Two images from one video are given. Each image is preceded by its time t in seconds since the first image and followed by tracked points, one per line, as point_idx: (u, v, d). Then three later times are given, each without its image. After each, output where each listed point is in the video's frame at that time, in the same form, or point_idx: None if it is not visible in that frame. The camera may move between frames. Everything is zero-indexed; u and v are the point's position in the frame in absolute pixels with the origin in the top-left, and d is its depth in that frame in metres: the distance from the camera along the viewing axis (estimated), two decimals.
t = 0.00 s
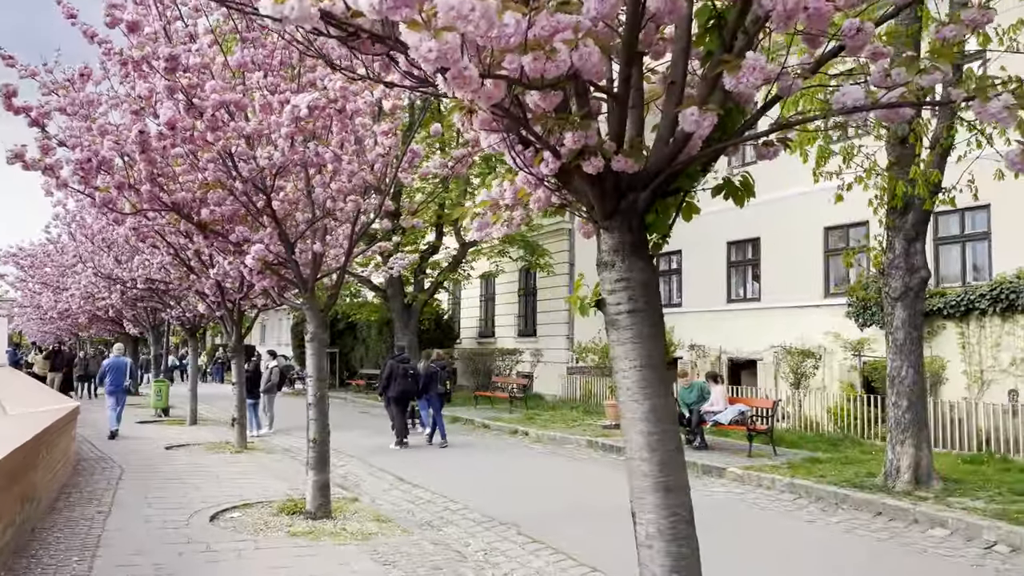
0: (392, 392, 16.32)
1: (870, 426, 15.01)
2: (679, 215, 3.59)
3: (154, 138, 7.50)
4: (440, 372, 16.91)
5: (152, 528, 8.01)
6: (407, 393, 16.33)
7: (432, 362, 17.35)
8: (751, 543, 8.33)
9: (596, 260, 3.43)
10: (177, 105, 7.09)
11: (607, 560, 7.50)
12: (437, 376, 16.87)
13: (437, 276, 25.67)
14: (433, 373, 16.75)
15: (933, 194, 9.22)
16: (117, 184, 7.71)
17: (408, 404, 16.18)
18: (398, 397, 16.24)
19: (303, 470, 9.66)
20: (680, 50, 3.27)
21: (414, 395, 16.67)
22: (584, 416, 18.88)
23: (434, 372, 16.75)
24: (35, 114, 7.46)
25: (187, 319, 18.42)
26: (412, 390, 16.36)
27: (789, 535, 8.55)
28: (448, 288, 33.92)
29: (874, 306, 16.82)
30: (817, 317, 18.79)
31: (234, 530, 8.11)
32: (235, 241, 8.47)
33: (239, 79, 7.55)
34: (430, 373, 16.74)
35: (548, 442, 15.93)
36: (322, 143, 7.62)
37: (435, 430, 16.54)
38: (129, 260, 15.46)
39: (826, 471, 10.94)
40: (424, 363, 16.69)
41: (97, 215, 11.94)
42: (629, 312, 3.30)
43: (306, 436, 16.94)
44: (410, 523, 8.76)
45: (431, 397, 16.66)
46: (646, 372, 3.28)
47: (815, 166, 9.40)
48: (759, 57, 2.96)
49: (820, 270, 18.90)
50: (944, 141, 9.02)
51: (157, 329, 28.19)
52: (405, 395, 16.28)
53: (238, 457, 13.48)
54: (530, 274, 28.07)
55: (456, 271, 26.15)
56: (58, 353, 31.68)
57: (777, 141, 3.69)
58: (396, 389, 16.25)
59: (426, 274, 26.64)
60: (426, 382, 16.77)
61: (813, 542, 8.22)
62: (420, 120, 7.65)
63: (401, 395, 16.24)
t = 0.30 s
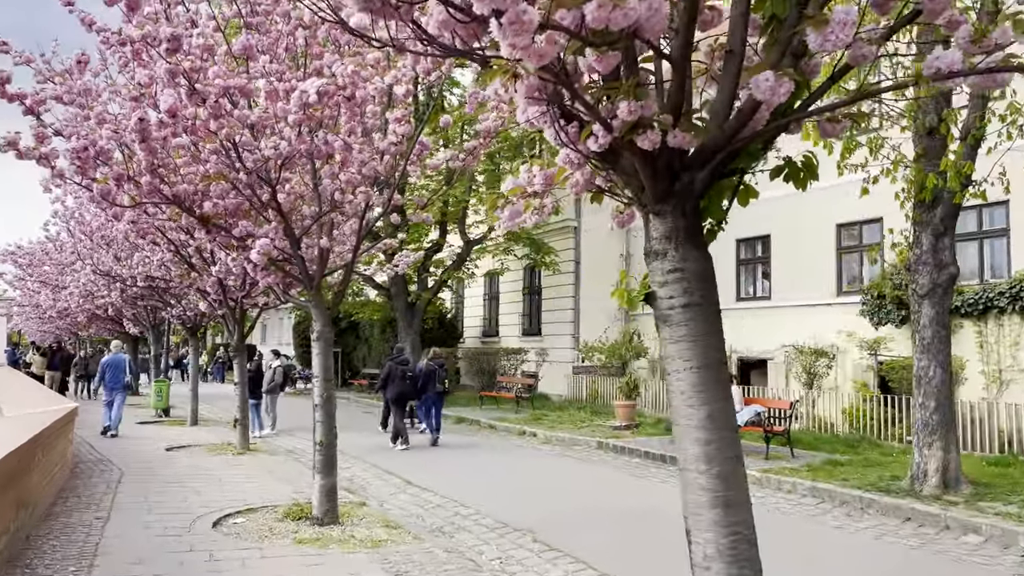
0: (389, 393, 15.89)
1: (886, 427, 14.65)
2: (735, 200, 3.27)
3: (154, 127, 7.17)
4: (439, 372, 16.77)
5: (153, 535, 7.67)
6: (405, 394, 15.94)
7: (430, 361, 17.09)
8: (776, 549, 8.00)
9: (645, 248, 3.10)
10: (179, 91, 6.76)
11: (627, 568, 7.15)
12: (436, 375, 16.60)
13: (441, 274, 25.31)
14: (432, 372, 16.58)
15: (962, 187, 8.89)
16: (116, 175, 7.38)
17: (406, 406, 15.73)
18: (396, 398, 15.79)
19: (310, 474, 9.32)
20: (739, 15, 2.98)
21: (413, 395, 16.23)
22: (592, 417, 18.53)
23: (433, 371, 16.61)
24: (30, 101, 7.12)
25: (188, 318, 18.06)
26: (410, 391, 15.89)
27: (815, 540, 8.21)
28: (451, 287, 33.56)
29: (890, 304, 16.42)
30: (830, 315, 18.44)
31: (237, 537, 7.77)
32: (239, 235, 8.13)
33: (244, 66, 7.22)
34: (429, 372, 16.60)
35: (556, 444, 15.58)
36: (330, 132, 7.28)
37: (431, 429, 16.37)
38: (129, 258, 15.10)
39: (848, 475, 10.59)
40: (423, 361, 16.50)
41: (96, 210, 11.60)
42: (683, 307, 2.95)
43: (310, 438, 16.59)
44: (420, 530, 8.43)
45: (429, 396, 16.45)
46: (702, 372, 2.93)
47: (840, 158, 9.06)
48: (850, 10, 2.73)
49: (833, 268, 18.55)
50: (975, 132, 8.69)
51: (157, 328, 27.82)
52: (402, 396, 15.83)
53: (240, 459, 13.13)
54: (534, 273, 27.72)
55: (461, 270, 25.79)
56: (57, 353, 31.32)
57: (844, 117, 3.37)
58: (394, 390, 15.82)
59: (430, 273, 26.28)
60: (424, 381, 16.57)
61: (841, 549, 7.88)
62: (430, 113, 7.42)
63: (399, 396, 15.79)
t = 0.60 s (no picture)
0: (387, 393, 15.73)
1: (904, 429, 14.31)
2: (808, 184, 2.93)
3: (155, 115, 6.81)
4: (438, 373, 16.28)
5: (151, 545, 7.32)
6: (404, 395, 15.67)
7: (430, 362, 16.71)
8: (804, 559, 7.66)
9: (707, 237, 2.77)
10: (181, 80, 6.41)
11: None
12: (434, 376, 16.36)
13: (445, 273, 24.97)
14: (428, 373, 16.08)
15: (996, 182, 8.54)
16: (114, 167, 7.03)
17: (404, 407, 15.57)
18: (393, 398, 15.66)
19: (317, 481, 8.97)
20: None
21: (412, 396, 16.00)
22: (601, 418, 18.20)
23: (429, 374, 16.07)
24: (24, 90, 6.79)
25: (189, 318, 17.74)
26: (408, 392, 15.68)
27: (846, 551, 7.84)
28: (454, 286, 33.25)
29: (906, 305, 15.98)
30: (843, 315, 18.12)
31: (241, 546, 7.42)
32: (243, 231, 7.78)
33: (249, 53, 6.87)
34: (426, 374, 16.16)
35: (566, 446, 15.25)
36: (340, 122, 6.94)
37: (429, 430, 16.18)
38: (130, 255, 14.77)
39: (871, 480, 10.25)
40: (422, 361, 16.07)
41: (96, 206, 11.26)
42: (755, 304, 2.60)
43: (313, 439, 16.25)
44: (431, 538, 8.10)
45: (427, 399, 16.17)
46: (777, 378, 2.59)
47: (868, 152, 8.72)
48: None
49: (846, 266, 18.20)
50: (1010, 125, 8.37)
51: (157, 327, 27.48)
52: (400, 397, 15.66)
53: (243, 462, 12.79)
54: (539, 271, 27.40)
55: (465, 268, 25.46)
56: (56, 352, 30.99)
57: (928, 94, 3.20)
58: (391, 390, 15.65)
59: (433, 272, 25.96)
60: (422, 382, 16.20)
61: (874, 558, 7.52)
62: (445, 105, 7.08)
63: (396, 396, 15.62)
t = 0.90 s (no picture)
0: (386, 397, 15.44)
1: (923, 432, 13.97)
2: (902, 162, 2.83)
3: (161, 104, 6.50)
4: (433, 371, 16.11)
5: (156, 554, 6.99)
6: (404, 397, 15.44)
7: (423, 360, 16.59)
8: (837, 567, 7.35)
9: (793, 225, 2.58)
10: (188, 66, 6.09)
11: None
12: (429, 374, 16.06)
13: (450, 272, 24.64)
14: (424, 373, 15.86)
15: None
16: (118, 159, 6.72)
17: (405, 409, 15.32)
18: (393, 401, 15.36)
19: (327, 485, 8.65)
20: None
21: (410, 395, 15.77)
22: (612, 420, 17.88)
23: (425, 372, 15.87)
24: (23, 77, 6.48)
25: (192, 318, 17.42)
26: (407, 394, 15.44)
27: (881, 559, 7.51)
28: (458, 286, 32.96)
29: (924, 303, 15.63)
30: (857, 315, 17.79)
31: (249, 555, 7.09)
32: (252, 227, 7.47)
33: (258, 40, 6.55)
34: (422, 373, 15.97)
35: (578, 449, 14.93)
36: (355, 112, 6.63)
37: (424, 431, 15.93)
38: (132, 253, 14.45)
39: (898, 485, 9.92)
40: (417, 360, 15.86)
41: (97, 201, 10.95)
42: (855, 301, 2.42)
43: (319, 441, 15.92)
44: (446, 547, 7.78)
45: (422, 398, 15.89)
46: (878, 384, 2.40)
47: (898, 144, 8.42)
48: None
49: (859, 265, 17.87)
50: None
51: (158, 328, 27.17)
52: (400, 400, 15.38)
53: (248, 465, 12.48)
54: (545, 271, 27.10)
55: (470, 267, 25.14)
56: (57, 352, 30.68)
57: None
58: (390, 394, 15.33)
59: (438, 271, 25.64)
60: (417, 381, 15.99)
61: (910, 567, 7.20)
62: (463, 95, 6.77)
63: (395, 399, 15.34)
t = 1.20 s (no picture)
0: (381, 396, 15.04)
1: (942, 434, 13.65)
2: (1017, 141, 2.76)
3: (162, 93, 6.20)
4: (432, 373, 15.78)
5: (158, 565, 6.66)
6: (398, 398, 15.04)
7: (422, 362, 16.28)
8: None
9: (897, 208, 2.52)
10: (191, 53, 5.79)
11: None
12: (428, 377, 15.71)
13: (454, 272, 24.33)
14: (423, 375, 15.56)
15: None
16: (117, 151, 6.41)
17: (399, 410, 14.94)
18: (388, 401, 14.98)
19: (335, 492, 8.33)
20: None
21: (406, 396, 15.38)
22: (622, 422, 17.56)
23: (424, 374, 15.60)
24: (18, 65, 6.17)
25: (194, 318, 17.11)
26: (402, 394, 15.03)
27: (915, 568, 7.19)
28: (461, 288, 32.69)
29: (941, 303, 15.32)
30: (870, 315, 17.48)
31: (255, 566, 6.76)
32: (257, 223, 7.16)
33: (265, 26, 6.25)
34: (421, 374, 15.65)
35: (588, 452, 14.61)
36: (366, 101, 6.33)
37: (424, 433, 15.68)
38: (133, 252, 14.14)
39: (924, 490, 9.60)
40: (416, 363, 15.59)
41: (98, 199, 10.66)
42: (975, 295, 2.33)
43: (322, 445, 15.59)
44: (461, 556, 7.46)
45: (421, 400, 15.58)
46: (1001, 390, 2.30)
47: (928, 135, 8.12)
48: None
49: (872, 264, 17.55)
50: None
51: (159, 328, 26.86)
52: (394, 400, 15.00)
53: (252, 469, 12.16)
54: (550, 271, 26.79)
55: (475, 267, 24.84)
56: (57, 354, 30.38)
57: None
58: (384, 394, 14.93)
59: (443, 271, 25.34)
60: (417, 383, 15.72)
61: None
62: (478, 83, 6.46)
63: (389, 399, 14.96)
